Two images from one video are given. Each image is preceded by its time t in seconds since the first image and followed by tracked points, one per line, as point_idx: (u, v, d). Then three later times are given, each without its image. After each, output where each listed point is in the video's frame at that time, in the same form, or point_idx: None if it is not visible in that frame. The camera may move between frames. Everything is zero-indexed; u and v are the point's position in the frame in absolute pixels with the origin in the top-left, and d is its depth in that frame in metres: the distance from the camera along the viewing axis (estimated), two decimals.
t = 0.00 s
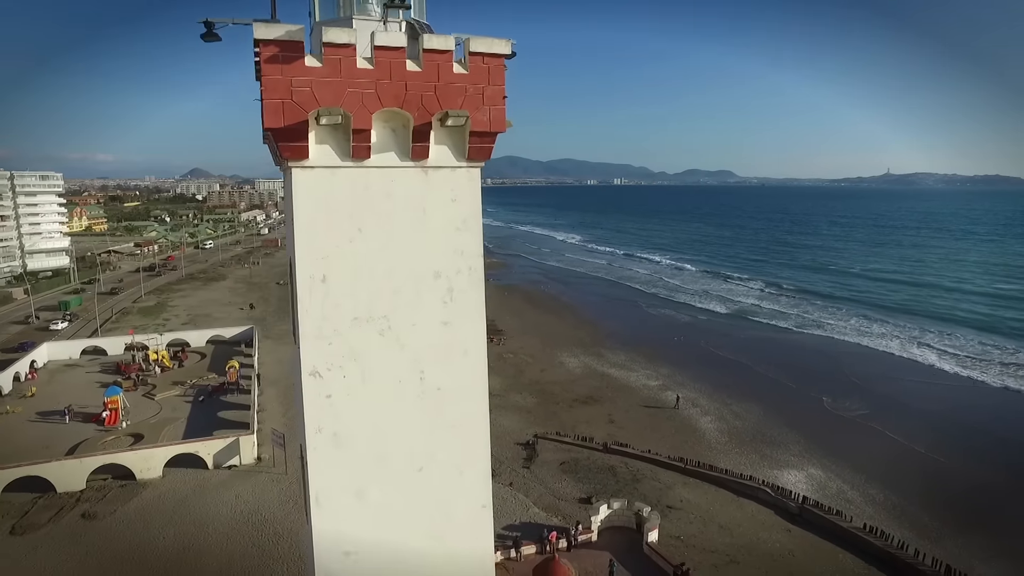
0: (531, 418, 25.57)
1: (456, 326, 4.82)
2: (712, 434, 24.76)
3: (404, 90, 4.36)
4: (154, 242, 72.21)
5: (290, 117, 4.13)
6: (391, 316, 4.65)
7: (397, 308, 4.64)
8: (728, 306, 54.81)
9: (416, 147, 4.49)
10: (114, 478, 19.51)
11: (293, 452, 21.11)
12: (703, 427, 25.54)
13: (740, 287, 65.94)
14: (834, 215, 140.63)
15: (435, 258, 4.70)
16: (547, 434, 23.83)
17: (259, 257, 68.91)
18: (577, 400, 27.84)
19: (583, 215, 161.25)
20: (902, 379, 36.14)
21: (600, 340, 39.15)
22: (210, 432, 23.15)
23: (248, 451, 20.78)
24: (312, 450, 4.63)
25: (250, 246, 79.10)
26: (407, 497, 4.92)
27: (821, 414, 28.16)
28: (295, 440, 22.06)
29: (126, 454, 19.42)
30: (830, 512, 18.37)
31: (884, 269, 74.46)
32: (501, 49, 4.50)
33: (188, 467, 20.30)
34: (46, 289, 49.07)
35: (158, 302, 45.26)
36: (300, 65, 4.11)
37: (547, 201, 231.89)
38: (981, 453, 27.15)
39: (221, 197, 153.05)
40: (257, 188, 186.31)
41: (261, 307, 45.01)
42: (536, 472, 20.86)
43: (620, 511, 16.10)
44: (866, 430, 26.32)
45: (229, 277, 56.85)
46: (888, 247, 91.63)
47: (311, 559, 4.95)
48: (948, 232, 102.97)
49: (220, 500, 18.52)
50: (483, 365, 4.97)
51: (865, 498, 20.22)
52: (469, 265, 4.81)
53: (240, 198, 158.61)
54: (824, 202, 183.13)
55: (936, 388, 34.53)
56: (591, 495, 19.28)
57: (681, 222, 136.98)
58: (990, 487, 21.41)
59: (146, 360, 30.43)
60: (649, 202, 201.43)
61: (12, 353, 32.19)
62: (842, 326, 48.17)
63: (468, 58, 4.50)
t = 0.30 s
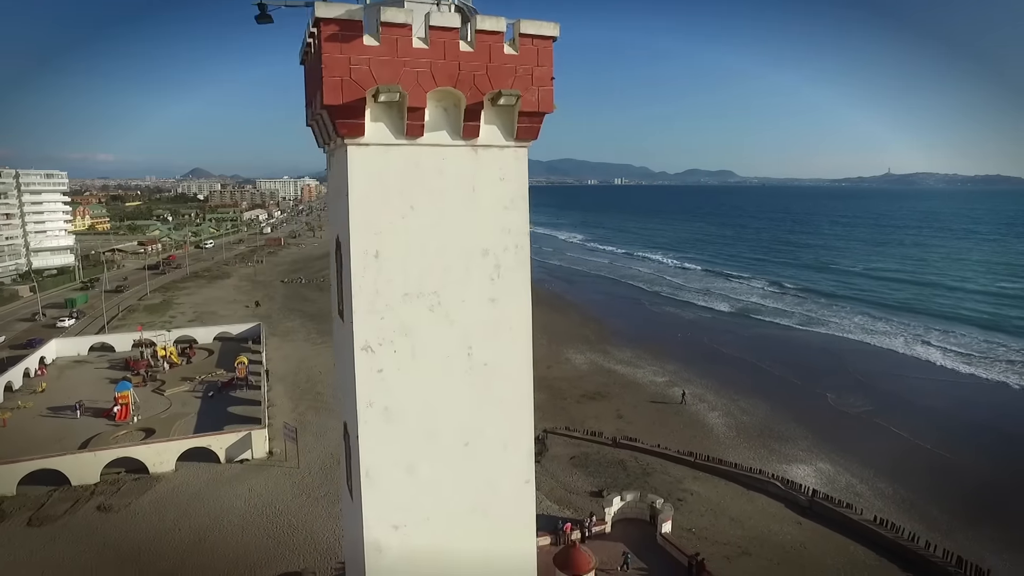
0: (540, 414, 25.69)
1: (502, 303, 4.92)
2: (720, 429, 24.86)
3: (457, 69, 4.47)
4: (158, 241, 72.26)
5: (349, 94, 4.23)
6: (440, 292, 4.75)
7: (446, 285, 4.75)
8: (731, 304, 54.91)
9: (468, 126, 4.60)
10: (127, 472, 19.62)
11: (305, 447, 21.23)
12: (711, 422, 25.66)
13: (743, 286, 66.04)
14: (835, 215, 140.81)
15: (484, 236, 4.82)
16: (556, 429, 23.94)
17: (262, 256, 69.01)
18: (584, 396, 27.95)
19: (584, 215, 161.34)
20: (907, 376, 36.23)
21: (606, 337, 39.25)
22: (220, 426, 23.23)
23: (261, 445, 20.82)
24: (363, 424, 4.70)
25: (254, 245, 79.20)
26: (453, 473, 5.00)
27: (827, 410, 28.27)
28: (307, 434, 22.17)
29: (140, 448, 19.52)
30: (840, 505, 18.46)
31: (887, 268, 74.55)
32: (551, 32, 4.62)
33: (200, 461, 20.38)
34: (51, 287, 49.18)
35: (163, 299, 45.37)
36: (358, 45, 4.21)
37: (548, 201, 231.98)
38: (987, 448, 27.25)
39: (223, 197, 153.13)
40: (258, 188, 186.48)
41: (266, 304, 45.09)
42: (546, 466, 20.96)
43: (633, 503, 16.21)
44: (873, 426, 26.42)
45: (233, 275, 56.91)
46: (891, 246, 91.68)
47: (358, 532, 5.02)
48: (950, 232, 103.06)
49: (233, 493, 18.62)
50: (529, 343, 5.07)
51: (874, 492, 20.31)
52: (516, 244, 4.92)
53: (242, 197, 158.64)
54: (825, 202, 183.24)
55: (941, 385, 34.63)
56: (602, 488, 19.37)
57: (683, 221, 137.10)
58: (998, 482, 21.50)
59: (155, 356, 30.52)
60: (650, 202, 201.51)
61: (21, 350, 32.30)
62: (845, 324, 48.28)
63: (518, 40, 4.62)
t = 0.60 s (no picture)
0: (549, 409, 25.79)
1: (549, 281, 5.05)
2: (728, 424, 24.97)
3: (508, 50, 4.61)
4: (162, 239, 72.40)
5: (406, 73, 4.34)
6: (489, 269, 4.87)
7: (495, 261, 4.87)
8: (735, 302, 55.03)
9: (518, 106, 4.72)
10: (140, 465, 19.71)
11: (316, 441, 21.29)
12: (719, 417, 25.79)
13: (746, 284, 66.20)
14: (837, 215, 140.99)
15: (532, 215, 4.95)
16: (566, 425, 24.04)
17: (266, 254, 69.18)
18: (592, 392, 28.08)
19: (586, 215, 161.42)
20: (912, 372, 36.35)
21: (612, 334, 39.34)
22: (231, 421, 23.33)
23: (272, 439, 20.87)
24: (414, 399, 4.78)
25: (257, 244, 79.28)
26: (500, 448, 5.10)
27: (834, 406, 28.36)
28: (318, 428, 22.23)
29: (153, 441, 19.63)
30: (850, 498, 18.57)
31: (889, 267, 74.70)
32: (598, 15, 4.75)
33: (212, 455, 20.46)
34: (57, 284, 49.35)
35: (169, 297, 45.48)
36: (415, 24, 4.34)
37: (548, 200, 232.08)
38: (994, 442, 27.34)
39: (225, 196, 153.26)
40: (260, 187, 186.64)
41: (272, 301, 45.19)
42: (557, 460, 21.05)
43: (647, 495, 16.32)
44: (880, 421, 26.50)
45: (238, 273, 57.03)
46: (892, 245, 91.81)
47: (407, 507, 5.10)
48: (952, 231, 103.17)
49: (247, 487, 18.68)
50: (574, 319, 5.19)
51: (882, 485, 20.40)
52: (562, 222, 5.05)
53: (243, 196, 158.82)
54: (826, 201, 183.30)
55: (946, 382, 34.73)
56: (613, 481, 19.47)
57: (684, 220, 137.20)
58: (1007, 476, 21.59)
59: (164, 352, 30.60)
60: (651, 202, 201.61)
61: (30, 346, 32.41)
62: (849, 322, 48.42)
63: (567, 23, 4.76)
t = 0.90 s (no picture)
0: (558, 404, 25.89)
1: (593, 259, 5.21)
2: (736, 419, 25.07)
3: (558, 31, 4.78)
4: (165, 237, 72.56)
5: (462, 51, 4.51)
6: (537, 246, 5.03)
7: (543, 238, 5.03)
8: (739, 301, 55.13)
9: (566, 86, 4.89)
10: (153, 459, 19.80)
11: (328, 435, 21.37)
12: (727, 412, 25.91)
13: (749, 283, 66.32)
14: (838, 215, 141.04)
15: (578, 194, 5.12)
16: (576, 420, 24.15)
17: (270, 252, 69.29)
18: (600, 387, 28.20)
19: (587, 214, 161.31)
20: (917, 369, 36.47)
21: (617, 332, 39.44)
22: (242, 415, 23.44)
23: (284, 433, 20.90)
24: (462, 371, 4.90)
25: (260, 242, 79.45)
26: (544, 422, 5.22)
27: (840, 402, 28.47)
28: (329, 422, 22.31)
29: (166, 435, 19.71)
30: (861, 491, 18.69)
31: (891, 266, 74.86)
32: None
33: (225, 449, 20.50)
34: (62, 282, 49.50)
35: (175, 294, 45.54)
36: (471, 4, 4.51)
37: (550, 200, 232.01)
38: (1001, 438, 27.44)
39: (226, 195, 153.25)
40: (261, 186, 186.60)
41: (278, 299, 45.29)
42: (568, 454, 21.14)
43: (660, 487, 16.42)
44: (887, 417, 26.61)
45: (242, 271, 57.12)
46: (894, 244, 91.99)
47: (452, 481, 5.20)
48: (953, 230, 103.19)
49: (260, 480, 18.73)
50: (615, 297, 5.35)
51: (892, 479, 20.52)
52: (606, 201, 5.22)
53: (245, 195, 158.90)
54: (827, 201, 183.21)
55: (951, 378, 34.85)
56: (625, 475, 19.57)
57: (686, 220, 137.28)
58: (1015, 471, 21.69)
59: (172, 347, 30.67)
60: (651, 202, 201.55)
61: (38, 343, 32.49)
62: (853, 320, 48.53)
63: (614, 5, 4.92)
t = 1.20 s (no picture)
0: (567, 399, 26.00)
1: (637, 235, 5.37)
2: (744, 414, 25.18)
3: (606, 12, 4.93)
4: (169, 236, 72.70)
5: (516, 29, 4.67)
6: (583, 222, 5.17)
7: (589, 215, 5.18)
8: (742, 299, 55.25)
9: (613, 66, 5.04)
10: (167, 452, 19.90)
11: (340, 428, 21.45)
12: (735, 407, 26.03)
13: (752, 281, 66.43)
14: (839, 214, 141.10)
15: (622, 172, 5.28)
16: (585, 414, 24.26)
17: (273, 251, 69.37)
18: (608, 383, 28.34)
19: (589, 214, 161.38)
20: (921, 366, 36.59)
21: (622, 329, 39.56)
22: (253, 409, 23.53)
23: (296, 427, 20.96)
24: (511, 344, 5.02)
25: (264, 241, 79.58)
26: (588, 396, 5.34)
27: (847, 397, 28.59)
28: (340, 417, 22.38)
29: (179, 428, 19.80)
30: (871, 484, 18.79)
31: (894, 265, 74.96)
32: None
33: (237, 442, 20.58)
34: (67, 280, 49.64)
35: (180, 291, 45.62)
36: None
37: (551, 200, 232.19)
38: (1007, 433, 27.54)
39: (228, 194, 153.29)
40: (263, 185, 186.70)
41: (283, 296, 45.39)
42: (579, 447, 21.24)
43: (673, 479, 16.53)
44: (894, 411, 26.71)
45: (246, 269, 57.24)
46: (896, 243, 92.08)
47: (498, 454, 5.31)
48: (955, 230, 103.11)
49: (273, 472, 18.81)
50: (658, 274, 5.50)
51: (901, 472, 20.61)
52: (649, 179, 5.37)
53: (247, 194, 159.04)
54: (828, 201, 183.38)
55: (956, 375, 34.93)
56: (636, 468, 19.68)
57: (687, 219, 137.38)
58: None
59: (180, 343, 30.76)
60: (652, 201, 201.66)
61: (46, 339, 32.59)
62: (856, 317, 48.64)
63: None
